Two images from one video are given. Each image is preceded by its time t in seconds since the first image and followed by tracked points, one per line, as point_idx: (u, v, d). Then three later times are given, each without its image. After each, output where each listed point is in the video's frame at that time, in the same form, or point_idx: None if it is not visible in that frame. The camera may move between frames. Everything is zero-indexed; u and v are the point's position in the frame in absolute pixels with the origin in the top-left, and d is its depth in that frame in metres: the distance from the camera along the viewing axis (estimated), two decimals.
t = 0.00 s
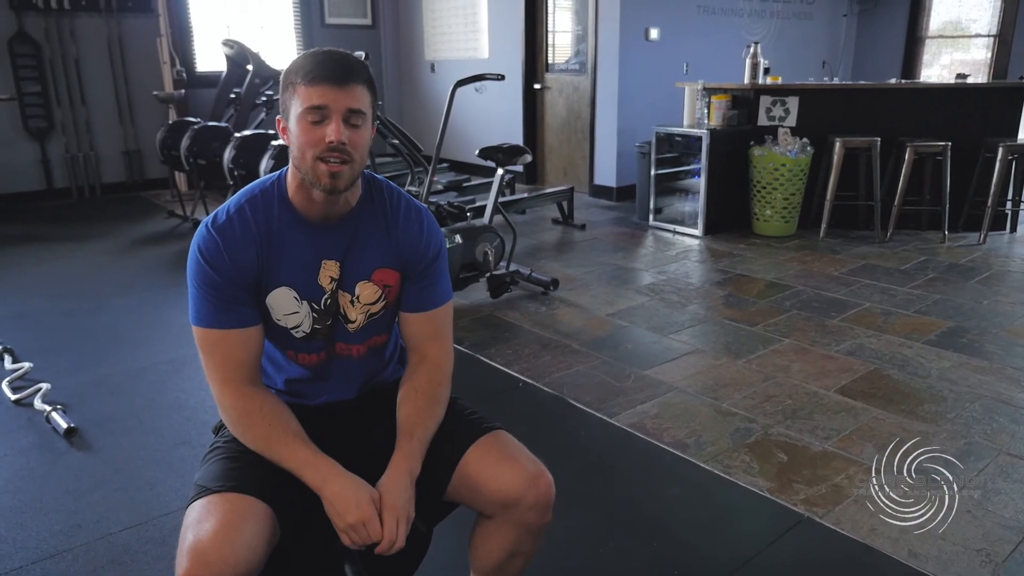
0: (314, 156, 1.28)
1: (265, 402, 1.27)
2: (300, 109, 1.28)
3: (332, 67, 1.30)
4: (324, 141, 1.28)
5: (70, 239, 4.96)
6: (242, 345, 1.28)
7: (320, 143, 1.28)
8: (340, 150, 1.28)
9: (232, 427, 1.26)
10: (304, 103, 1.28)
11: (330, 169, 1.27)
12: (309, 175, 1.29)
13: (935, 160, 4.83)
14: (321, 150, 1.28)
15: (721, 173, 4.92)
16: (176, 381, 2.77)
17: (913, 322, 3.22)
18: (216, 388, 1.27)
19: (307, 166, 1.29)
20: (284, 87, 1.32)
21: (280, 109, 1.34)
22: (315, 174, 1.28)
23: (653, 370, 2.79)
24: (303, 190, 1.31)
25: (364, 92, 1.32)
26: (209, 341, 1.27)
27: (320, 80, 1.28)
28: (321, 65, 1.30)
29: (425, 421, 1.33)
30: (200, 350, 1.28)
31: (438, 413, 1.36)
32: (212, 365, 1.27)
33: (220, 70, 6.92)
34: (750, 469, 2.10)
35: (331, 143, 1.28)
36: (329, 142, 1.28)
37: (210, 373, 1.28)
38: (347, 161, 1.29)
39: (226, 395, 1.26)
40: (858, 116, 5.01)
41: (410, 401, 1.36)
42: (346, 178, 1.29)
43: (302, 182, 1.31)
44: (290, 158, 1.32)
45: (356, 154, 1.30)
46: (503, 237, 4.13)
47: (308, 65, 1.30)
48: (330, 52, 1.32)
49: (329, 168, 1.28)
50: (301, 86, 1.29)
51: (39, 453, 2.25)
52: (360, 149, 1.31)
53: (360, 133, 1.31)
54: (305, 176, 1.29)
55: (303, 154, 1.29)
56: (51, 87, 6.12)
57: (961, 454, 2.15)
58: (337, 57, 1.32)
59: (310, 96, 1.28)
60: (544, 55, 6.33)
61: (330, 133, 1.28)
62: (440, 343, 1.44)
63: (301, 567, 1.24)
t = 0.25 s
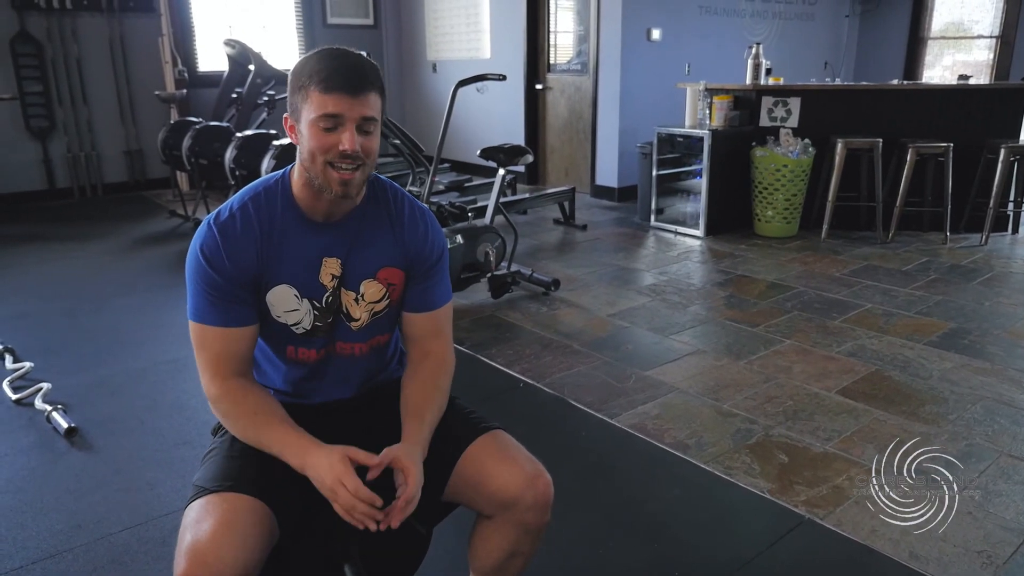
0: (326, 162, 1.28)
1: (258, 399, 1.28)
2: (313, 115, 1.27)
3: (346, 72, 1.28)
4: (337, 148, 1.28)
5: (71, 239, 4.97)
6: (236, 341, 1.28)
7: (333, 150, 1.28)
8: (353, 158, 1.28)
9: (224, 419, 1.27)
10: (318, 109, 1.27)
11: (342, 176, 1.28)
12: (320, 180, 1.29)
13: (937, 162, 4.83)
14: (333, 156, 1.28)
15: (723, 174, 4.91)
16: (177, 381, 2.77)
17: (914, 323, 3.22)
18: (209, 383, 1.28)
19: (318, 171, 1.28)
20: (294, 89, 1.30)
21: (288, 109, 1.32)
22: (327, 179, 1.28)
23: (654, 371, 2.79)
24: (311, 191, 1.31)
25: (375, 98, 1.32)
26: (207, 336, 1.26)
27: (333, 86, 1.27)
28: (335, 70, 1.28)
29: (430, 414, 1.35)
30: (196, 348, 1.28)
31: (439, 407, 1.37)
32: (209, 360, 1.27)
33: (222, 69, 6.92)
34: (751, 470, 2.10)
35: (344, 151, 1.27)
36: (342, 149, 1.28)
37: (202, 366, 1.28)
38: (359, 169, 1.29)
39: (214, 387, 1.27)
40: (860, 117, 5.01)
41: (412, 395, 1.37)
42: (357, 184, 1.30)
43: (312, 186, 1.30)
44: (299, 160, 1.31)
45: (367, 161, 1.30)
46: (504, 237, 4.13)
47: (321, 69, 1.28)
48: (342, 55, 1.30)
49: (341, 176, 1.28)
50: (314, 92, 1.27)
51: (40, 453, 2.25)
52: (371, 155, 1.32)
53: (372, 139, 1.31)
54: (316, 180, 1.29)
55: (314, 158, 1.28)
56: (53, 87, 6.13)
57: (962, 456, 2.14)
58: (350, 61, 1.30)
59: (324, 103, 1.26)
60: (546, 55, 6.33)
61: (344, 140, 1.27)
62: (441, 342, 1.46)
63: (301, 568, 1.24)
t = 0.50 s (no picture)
0: (324, 158, 1.28)
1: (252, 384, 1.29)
2: (312, 110, 1.28)
3: (345, 69, 1.29)
4: (333, 143, 1.28)
5: (74, 239, 4.97)
6: (229, 340, 1.29)
7: (330, 145, 1.28)
8: (350, 153, 1.28)
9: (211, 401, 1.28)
10: (315, 104, 1.28)
11: (339, 171, 1.27)
12: (318, 177, 1.29)
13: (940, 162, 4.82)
14: (331, 152, 1.28)
15: (725, 174, 4.91)
16: (179, 380, 2.77)
17: (917, 324, 3.21)
18: (201, 376, 1.28)
19: (316, 167, 1.29)
20: (296, 87, 1.31)
21: (290, 107, 1.33)
22: (324, 175, 1.28)
23: (656, 371, 2.79)
24: (310, 189, 1.31)
25: (376, 96, 1.32)
26: (209, 331, 1.27)
27: (332, 82, 1.28)
28: (335, 68, 1.29)
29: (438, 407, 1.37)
30: (190, 343, 1.29)
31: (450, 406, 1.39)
32: (207, 352, 1.28)
33: (224, 69, 6.93)
34: (753, 470, 2.09)
35: (341, 146, 1.28)
36: (340, 144, 1.28)
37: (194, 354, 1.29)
38: (356, 164, 1.29)
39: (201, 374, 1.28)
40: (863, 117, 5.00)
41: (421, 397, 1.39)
42: (354, 180, 1.30)
43: (310, 183, 1.31)
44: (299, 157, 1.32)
45: (366, 158, 1.30)
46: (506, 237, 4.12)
47: (319, 66, 1.29)
48: (343, 53, 1.31)
49: (337, 170, 1.28)
50: (314, 89, 1.28)
51: (42, 452, 2.25)
52: (370, 152, 1.31)
53: (370, 136, 1.31)
54: (313, 176, 1.29)
55: (313, 154, 1.29)
56: (56, 87, 6.14)
57: (964, 456, 2.14)
58: (351, 59, 1.31)
59: (323, 98, 1.27)
60: (548, 55, 6.32)
61: (341, 136, 1.28)
62: (445, 340, 1.47)
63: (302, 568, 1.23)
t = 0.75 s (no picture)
0: (316, 149, 1.28)
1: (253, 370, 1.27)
2: (305, 103, 1.29)
3: (341, 63, 1.31)
4: (325, 133, 1.28)
5: (75, 239, 4.97)
6: (231, 342, 1.29)
7: (322, 135, 1.28)
8: (341, 142, 1.28)
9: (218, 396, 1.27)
10: (309, 97, 1.29)
11: (330, 161, 1.27)
12: (310, 168, 1.29)
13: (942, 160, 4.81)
14: (322, 142, 1.28)
15: (726, 173, 4.90)
16: (181, 380, 2.77)
17: (919, 322, 3.20)
18: (206, 373, 1.28)
19: (309, 159, 1.29)
20: (294, 85, 1.33)
21: (289, 107, 1.35)
22: (316, 166, 1.28)
23: (657, 370, 2.79)
24: (304, 186, 1.31)
25: (371, 89, 1.33)
26: (211, 332, 1.27)
27: (326, 74, 1.29)
28: (330, 62, 1.31)
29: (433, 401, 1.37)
30: (195, 342, 1.29)
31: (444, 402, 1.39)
32: (209, 353, 1.28)
33: (226, 69, 6.93)
34: (755, 469, 2.09)
35: (332, 135, 1.28)
36: (331, 134, 1.28)
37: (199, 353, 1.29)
38: (348, 154, 1.28)
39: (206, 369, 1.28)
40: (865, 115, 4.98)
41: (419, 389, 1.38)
42: (346, 171, 1.29)
43: (304, 177, 1.31)
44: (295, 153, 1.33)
45: (359, 148, 1.30)
46: (507, 237, 4.12)
47: (317, 62, 1.32)
48: (339, 51, 1.34)
49: (329, 160, 1.27)
50: (309, 81, 1.30)
51: (44, 453, 2.26)
52: (364, 143, 1.31)
53: (364, 128, 1.31)
54: (306, 169, 1.29)
55: (306, 146, 1.29)
56: (58, 87, 6.14)
57: (966, 455, 2.14)
58: (347, 55, 1.33)
59: (317, 89, 1.29)
60: (549, 54, 6.32)
61: (333, 125, 1.28)
62: (446, 338, 1.47)
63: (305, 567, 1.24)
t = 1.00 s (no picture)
0: (331, 147, 1.28)
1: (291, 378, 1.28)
2: (318, 100, 1.28)
3: (353, 62, 1.31)
4: (342, 132, 1.28)
5: (76, 238, 4.98)
6: (254, 335, 1.28)
7: (339, 134, 1.28)
8: (358, 142, 1.28)
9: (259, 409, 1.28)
10: (323, 94, 1.28)
11: (347, 160, 1.27)
12: (324, 166, 1.28)
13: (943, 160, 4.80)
14: (338, 141, 1.28)
15: (727, 172, 4.90)
16: (182, 380, 2.77)
17: (920, 322, 3.20)
18: (237, 379, 1.28)
19: (323, 158, 1.28)
20: (300, 82, 1.32)
21: (293, 104, 1.33)
22: (332, 164, 1.28)
23: (658, 370, 2.78)
24: (314, 184, 1.31)
25: (381, 89, 1.33)
26: (227, 332, 1.27)
27: (340, 73, 1.29)
28: (341, 61, 1.30)
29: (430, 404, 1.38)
30: (214, 344, 1.29)
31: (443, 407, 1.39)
32: (231, 356, 1.28)
33: (227, 69, 6.93)
34: (756, 469, 2.09)
35: (350, 133, 1.28)
36: (348, 133, 1.28)
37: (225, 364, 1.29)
38: (363, 153, 1.29)
39: (242, 377, 1.27)
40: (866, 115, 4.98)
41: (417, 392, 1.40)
42: (360, 171, 1.30)
43: (315, 176, 1.30)
44: (303, 152, 1.31)
45: (372, 148, 1.30)
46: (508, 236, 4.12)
47: (328, 60, 1.30)
48: (347, 50, 1.33)
49: (345, 159, 1.28)
50: (321, 80, 1.28)
51: (45, 452, 2.26)
52: (375, 142, 1.32)
53: (376, 128, 1.32)
54: (320, 168, 1.29)
55: (320, 146, 1.28)
56: (59, 86, 6.15)
57: (967, 456, 2.13)
58: (356, 55, 1.33)
59: (331, 87, 1.28)
60: (550, 53, 6.32)
61: (350, 124, 1.28)
62: (445, 340, 1.47)
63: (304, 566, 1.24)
